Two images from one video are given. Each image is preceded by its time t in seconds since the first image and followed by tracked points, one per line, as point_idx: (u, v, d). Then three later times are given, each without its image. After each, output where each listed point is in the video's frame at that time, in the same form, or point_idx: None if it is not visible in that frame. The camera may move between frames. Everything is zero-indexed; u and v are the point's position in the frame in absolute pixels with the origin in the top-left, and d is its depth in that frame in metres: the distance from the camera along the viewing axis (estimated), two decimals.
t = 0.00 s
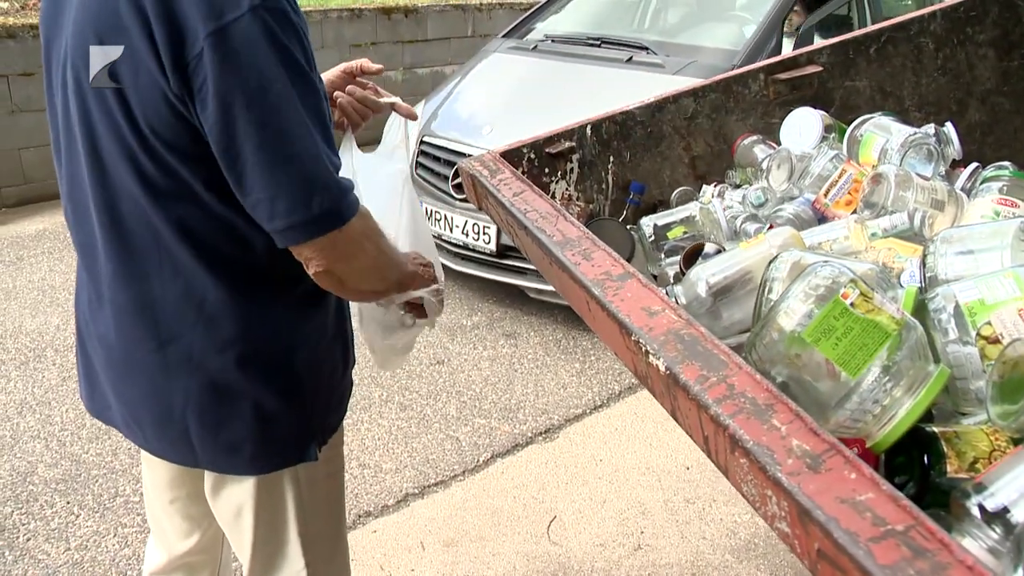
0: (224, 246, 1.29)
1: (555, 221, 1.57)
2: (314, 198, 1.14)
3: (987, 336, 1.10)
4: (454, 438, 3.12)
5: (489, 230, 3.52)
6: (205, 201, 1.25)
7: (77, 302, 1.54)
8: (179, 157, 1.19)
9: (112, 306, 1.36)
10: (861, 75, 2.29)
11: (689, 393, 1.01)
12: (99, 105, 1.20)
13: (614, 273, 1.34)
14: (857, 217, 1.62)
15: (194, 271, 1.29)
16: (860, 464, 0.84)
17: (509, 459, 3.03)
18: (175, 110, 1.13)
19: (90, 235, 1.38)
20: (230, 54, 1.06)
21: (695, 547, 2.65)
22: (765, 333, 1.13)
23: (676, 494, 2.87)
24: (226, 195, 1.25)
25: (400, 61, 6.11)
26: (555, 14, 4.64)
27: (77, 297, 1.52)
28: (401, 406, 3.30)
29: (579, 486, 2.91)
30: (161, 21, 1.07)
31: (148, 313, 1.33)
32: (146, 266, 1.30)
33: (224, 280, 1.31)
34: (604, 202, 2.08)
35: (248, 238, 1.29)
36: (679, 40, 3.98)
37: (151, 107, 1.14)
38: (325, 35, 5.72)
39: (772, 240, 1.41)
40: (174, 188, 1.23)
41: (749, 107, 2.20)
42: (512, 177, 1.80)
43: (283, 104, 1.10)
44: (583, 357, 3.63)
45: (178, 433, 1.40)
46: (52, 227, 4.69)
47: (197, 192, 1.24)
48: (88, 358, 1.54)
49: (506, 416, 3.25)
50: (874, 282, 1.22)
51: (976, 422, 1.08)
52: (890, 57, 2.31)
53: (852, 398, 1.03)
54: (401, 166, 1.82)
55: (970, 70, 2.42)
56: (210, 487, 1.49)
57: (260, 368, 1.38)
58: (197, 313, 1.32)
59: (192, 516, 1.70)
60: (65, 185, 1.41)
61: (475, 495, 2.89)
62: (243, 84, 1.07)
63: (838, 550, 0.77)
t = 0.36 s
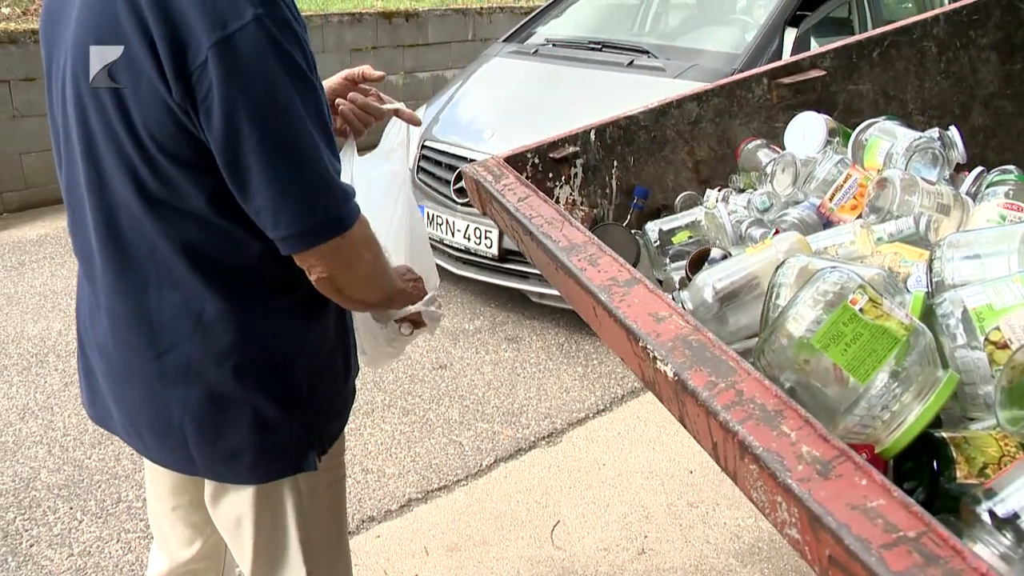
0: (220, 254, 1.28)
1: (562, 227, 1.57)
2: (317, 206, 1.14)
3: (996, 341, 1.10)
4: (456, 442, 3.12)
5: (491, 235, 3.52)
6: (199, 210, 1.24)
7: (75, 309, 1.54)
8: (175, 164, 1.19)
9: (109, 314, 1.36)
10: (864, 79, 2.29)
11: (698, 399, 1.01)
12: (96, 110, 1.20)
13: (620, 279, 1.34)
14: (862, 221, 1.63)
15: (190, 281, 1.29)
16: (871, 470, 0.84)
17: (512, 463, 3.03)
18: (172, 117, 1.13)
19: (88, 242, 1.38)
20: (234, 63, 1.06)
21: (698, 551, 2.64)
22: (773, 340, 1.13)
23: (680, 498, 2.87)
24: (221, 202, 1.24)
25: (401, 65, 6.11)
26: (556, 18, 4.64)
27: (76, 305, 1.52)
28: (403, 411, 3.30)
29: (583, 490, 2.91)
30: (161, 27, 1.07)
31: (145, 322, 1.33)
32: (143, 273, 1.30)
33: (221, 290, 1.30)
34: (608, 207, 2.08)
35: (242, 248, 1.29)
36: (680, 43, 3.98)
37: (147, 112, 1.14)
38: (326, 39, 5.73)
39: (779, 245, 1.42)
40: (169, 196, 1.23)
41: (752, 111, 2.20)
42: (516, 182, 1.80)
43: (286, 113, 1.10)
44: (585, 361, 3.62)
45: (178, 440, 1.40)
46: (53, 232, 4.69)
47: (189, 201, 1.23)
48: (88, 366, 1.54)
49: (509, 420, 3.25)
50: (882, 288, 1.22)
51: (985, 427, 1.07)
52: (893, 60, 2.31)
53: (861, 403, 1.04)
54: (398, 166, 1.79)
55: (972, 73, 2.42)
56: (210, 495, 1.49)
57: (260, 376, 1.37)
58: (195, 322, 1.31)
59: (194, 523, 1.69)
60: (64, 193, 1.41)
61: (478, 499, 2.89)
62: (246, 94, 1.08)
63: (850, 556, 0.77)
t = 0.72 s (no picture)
0: (226, 254, 1.28)
1: (560, 231, 1.57)
2: (290, 198, 1.05)
3: (993, 345, 1.11)
4: (451, 446, 3.12)
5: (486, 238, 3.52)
6: (206, 210, 1.24)
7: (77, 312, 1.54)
8: (179, 163, 1.19)
9: (113, 319, 1.36)
10: (859, 83, 2.30)
11: (697, 404, 1.01)
12: (100, 111, 1.20)
13: (619, 283, 1.34)
14: (859, 225, 1.64)
15: (195, 282, 1.28)
16: (870, 474, 0.85)
17: (507, 466, 3.03)
18: (169, 114, 1.13)
19: (91, 244, 1.37)
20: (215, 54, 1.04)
21: (693, 554, 2.65)
22: (772, 345, 1.13)
23: (674, 501, 2.87)
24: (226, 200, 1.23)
25: (395, 68, 6.11)
26: (550, 22, 4.65)
27: (79, 309, 1.52)
28: (398, 414, 3.30)
29: (578, 493, 2.91)
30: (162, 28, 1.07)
31: (153, 326, 1.32)
32: (149, 275, 1.30)
33: (228, 292, 1.30)
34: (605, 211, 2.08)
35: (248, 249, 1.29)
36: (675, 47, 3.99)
37: (151, 112, 1.14)
38: (320, 42, 5.73)
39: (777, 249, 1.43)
40: (175, 196, 1.22)
41: (748, 115, 2.20)
42: (513, 186, 1.80)
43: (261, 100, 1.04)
44: (580, 364, 3.63)
45: (181, 445, 1.40)
46: (46, 235, 4.68)
47: (197, 201, 1.23)
48: (90, 370, 1.54)
49: (504, 423, 3.25)
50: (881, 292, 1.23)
51: (982, 430, 1.08)
52: (887, 65, 2.32)
53: (859, 408, 1.04)
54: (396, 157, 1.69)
55: (966, 77, 2.43)
56: (214, 498, 1.48)
57: (266, 378, 1.37)
58: (202, 325, 1.31)
59: (193, 527, 1.68)
60: (66, 197, 1.41)
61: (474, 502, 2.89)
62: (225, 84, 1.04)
63: (850, 560, 0.77)
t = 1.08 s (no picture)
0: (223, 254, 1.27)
1: (554, 231, 1.57)
2: (361, 180, 1.07)
3: (982, 341, 1.13)
4: (445, 445, 3.12)
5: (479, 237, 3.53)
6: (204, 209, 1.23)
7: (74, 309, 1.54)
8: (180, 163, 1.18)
9: (110, 317, 1.36)
10: (851, 82, 2.31)
11: (690, 401, 1.02)
12: (100, 110, 1.20)
13: (612, 281, 1.35)
14: (851, 224, 1.65)
15: (190, 282, 1.28)
16: (862, 470, 0.85)
17: (500, 465, 3.04)
18: (182, 115, 1.12)
19: (88, 244, 1.37)
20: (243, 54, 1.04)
21: (687, 552, 2.65)
22: (763, 342, 1.14)
23: (668, 499, 2.88)
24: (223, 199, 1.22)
25: (387, 68, 6.11)
26: (543, 21, 4.66)
27: (76, 306, 1.52)
28: (392, 413, 3.30)
29: (571, 492, 2.92)
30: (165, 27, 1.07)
31: (147, 325, 1.32)
32: (145, 275, 1.29)
33: (224, 293, 1.29)
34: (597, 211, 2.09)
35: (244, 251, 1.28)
36: (667, 46, 3.99)
37: (158, 111, 1.14)
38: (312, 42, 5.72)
39: (769, 248, 1.44)
40: (175, 195, 1.22)
41: (740, 115, 2.21)
42: (506, 185, 1.81)
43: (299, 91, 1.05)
44: (573, 363, 3.64)
45: (177, 442, 1.40)
46: (38, 235, 4.66)
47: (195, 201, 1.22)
48: (86, 367, 1.54)
49: (497, 422, 3.25)
50: (873, 289, 1.24)
51: (971, 426, 1.09)
52: (878, 64, 2.33)
53: (850, 404, 1.05)
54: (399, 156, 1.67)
55: (957, 77, 2.45)
56: (209, 496, 1.48)
57: (259, 379, 1.37)
58: (197, 325, 1.30)
59: (188, 526, 1.68)
60: (63, 196, 1.41)
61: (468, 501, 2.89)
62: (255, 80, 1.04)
63: (841, 554, 0.78)
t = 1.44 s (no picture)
0: (234, 250, 1.29)
1: (553, 230, 1.58)
2: (321, 204, 1.10)
3: (975, 341, 1.14)
4: (443, 444, 3.13)
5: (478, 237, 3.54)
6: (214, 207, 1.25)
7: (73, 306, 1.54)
8: (194, 162, 1.20)
9: (113, 313, 1.36)
10: (849, 84, 2.33)
11: (686, 397, 1.03)
12: (114, 107, 1.21)
13: (610, 280, 1.35)
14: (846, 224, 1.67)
15: (195, 279, 1.29)
16: (854, 465, 0.86)
17: (499, 464, 3.05)
18: (196, 116, 1.15)
19: (90, 241, 1.38)
20: (251, 61, 1.07)
21: (684, 551, 2.66)
22: (759, 340, 1.16)
23: (665, 499, 2.89)
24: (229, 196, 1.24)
25: (388, 68, 6.12)
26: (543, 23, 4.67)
27: (76, 302, 1.53)
28: (391, 413, 3.30)
29: (569, 492, 2.93)
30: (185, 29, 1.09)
31: (156, 320, 1.32)
32: (152, 270, 1.30)
33: (228, 290, 1.31)
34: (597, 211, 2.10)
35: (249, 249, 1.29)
36: (666, 47, 4.00)
37: (173, 110, 1.15)
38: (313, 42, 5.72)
39: (765, 247, 1.45)
40: (189, 192, 1.23)
41: (739, 116, 2.22)
42: (505, 185, 1.82)
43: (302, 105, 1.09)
44: (571, 363, 3.65)
45: (177, 438, 1.40)
46: (38, 233, 4.67)
47: (205, 199, 1.24)
48: (85, 364, 1.55)
49: (496, 422, 3.26)
50: (868, 289, 1.26)
51: (965, 425, 1.10)
52: (876, 66, 2.35)
53: (844, 402, 1.07)
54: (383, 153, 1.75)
55: (954, 80, 2.46)
56: (210, 491, 1.48)
57: (262, 374, 1.38)
58: (205, 320, 1.31)
59: (185, 522, 1.68)
60: (68, 193, 1.42)
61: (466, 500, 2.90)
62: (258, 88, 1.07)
63: (834, 549, 0.79)
